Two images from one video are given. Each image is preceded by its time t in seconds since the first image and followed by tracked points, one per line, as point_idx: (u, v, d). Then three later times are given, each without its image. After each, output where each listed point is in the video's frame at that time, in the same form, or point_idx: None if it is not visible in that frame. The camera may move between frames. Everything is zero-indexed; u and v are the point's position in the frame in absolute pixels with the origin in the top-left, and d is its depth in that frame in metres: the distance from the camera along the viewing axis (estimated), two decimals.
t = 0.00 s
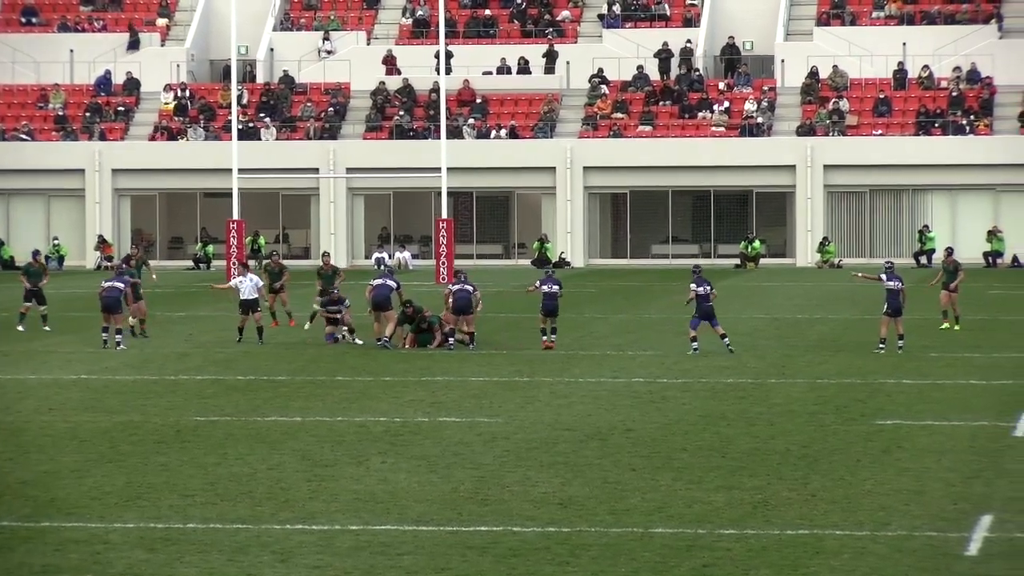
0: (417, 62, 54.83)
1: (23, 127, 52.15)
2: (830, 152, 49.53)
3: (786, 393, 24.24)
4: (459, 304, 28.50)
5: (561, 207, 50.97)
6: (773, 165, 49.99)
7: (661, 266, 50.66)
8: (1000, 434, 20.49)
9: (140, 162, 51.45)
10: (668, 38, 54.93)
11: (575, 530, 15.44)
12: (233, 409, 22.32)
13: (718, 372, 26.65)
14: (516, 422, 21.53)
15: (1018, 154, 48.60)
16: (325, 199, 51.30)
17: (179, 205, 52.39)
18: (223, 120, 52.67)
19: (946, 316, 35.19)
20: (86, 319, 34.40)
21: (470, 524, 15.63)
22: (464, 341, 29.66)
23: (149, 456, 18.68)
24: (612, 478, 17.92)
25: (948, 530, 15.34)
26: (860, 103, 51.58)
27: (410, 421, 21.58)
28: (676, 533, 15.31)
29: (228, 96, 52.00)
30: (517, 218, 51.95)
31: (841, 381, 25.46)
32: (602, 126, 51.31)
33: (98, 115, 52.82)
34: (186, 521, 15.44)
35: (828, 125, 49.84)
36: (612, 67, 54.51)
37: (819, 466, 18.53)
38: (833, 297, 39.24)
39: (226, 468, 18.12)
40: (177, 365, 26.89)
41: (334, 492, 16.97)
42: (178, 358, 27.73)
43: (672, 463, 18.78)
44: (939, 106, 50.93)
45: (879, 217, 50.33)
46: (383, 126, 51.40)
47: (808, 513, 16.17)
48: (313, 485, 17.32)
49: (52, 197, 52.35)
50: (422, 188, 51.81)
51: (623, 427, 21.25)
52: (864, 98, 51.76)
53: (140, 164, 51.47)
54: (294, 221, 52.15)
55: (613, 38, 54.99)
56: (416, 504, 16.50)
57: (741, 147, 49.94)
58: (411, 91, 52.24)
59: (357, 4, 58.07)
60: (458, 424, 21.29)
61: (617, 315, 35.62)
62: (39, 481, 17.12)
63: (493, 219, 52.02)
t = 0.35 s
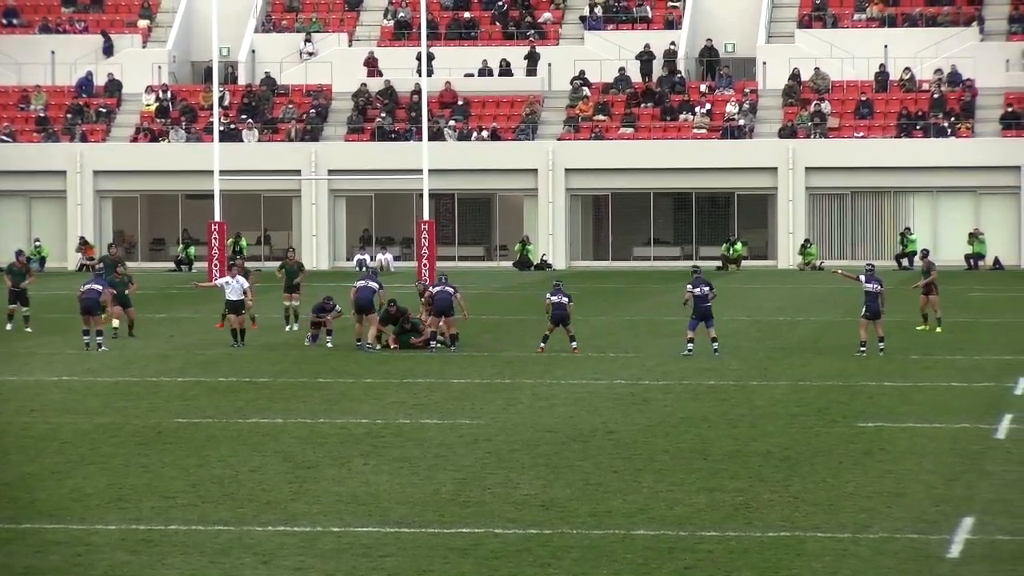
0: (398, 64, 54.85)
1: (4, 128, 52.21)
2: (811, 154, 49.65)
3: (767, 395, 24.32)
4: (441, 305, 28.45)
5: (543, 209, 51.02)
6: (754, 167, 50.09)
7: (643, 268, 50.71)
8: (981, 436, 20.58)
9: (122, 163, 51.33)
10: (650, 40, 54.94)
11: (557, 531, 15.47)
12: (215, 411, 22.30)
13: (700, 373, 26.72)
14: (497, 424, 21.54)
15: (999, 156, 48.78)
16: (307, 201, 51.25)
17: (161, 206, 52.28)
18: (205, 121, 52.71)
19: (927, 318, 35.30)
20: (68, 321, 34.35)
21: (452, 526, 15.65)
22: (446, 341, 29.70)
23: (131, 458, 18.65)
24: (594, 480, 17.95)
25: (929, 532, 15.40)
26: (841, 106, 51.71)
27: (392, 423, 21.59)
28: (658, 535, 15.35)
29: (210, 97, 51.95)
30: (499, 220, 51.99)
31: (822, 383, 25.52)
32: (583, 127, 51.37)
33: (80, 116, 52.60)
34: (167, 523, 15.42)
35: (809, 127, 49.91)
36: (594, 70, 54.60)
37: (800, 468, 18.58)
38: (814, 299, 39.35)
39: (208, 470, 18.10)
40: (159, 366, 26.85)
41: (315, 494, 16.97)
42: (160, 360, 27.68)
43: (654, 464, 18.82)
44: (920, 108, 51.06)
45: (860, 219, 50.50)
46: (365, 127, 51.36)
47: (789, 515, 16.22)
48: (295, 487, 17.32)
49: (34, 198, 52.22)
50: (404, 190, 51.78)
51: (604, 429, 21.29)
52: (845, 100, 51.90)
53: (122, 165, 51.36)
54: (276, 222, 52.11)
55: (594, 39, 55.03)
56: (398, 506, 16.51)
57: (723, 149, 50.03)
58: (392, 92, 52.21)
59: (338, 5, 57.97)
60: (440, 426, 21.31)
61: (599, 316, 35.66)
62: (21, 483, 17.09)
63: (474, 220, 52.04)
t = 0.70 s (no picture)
0: (387, 66, 54.81)
1: None
2: (800, 156, 49.72)
3: (756, 397, 24.33)
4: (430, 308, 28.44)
5: (532, 211, 51.03)
6: (742, 169, 50.13)
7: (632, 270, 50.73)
8: (970, 438, 20.61)
9: (111, 165, 51.25)
10: (639, 42, 55.00)
11: (546, 533, 15.47)
12: (204, 413, 22.27)
13: (688, 375, 26.72)
14: (486, 426, 21.53)
15: (987, 158, 48.89)
16: (296, 204, 51.21)
17: (150, 208, 52.18)
18: (194, 123, 52.71)
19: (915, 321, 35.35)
20: (56, 323, 34.28)
21: (442, 528, 15.64)
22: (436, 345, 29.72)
23: (120, 460, 18.62)
24: (583, 482, 17.94)
25: (919, 534, 15.42)
26: (830, 107, 51.75)
27: (380, 425, 21.57)
28: (648, 537, 15.35)
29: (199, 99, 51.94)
30: (488, 222, 51.99)
31: (812, 385, 25.54)
32: (572, 129, 51.42)
33: (69, 118, 52.51)
34: (157, 525, 15.40)
35: (799, 129, 50.09)
36: (583, 72, 54.63)
37: (789, 470, 18.60)
38: (802, 301, 39.39)
39: (196, 472, 18.07)
40: (148, 369, 26.80)
41: (304, 496, 16.95)
42: (148, 362, 27.64)
43: (643, 467, 18.82)
44: (909, 110, 51.14)
45: (849, 221, 50.59)
46: (355, 129, 51.33)
47: (778, 517, 16.23)
48: (284, 489, 17.30)
49: (23, 200, 52.08)
50: (393, 192, 51.76)
51: (594, 431, 21.29)
52: (834, 102, 51.97)
53: (111, 167, 51.27)
54: (265, 224, 52.08)
55: (584, 41, 55.11)
56: (386, 508, 16.49)
57: (712, 151, 50.07)
58: (382, 95, 52.19)
59: (327, 8, 58.00)
60: (429, 428, 21.30)
61: (588, 319, 35.65)
62: (8, 485, 17.05)
63: (464, 222, 52.04)
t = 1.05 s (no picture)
0: (384, 70, 54.72)
1: None
2: (795, 159, 49.76)
3: (752, 401, 24.32)
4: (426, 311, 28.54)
5: (528, 214, 51.05)
6: (737, 173, 50.16)
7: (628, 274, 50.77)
8: (966, 441, 20.61)
9: (107, 169, 51.24)
10: (635, 46, 55.05)
11: (542, 537, 15.46)
12: (199, 417, 22.25)
13: (684, 379, 26.72)
14: (482, 430, 21.52)
15: (983, 161, 48.95)
16: (291, 207, 51.20)
17: (146, 212, 52.19)
18: (189, 127, 52.67)
19: (911, 324, 35.37)
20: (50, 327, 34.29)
21: (437, 531, 15.64)
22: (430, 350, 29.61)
23: (116, 464, 18.60)
24: (579, 486, 17.93)
25: (914, 538, 15.42)
26: (826, 111, 51.78)
27: (376, 428, 21.56)
28: (644, 541, 15.35)
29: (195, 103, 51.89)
30: (485, 226, 51.97)
31: (808, 389, 25.54)
32: (568, 133, 51.49)
33: (64, 122, 52.53)
34: (152, 529, 15.38)
35: (794, 133, 50.09)
36: (579, 75, 54.61)
37: (785, 473, 18.60)
38: (797, 305, 39.40)
39: (192, 476, 18.06)
40: (143, 372, 26.79)
41: (300, 500, 16.93)
42: (144, 366, 27.64)
43: (639, 470, 18.82)
44: (905, 114, 51.17)
45: (845, 225, 50.62)
46: (350, 133, 51.39)
47: (774, 521, 16.23)
48: (280, 493, 17.28)
49: (19, 205, 52.15)
50: (389, 196, 51.75)
51: (589, 434, 21.30)
52: (830, 106, 51.99)
53: (107, 171, 51.26)
54: (261, 228, 52.07)
55: (581, 45, 55.26)
56: (382, 512, 16.48)
57: (708, 154, 50.09)
58: (378, 98, 52.25)
59: (323, 12, 58.03)
60: (425, 432, 21.28)
61: (584, 322, 35.67)
62: (2, 489, 17.03)
63: (460, 226, 52.03)
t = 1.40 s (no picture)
0: (376, 73, 54.77)
1: None
2: (787, 162, 49.79)
3: (744, 404, 24.34)
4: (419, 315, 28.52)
5: (520, 217, 51.07)
6: (729, 176, 50.20)
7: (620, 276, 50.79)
8: (958, 445, 20.64)
9: (99, 172, 51.24)
10: (628, 49, 55.07)
11: (534, 540, 15.47)
12: (191, 420, 22.24)
13: (676, 382, 26.72)
14: (475, 433, 21.53)
15: (974, 165, 49.01)
16: (284, 210, 51.19)
17: (138, 215, 52.07)
18: (182, 130, 52.73)
19: (903, 327, 35.40)
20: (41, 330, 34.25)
21: (430, 534, 15.64)
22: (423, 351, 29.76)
23: (108, 467, 18.59)
24: (572, 489, 17.94)
25: (906, 540, 15.44)
26: (818, 114, 51.86)
27: (369, 431, 21.56)
28: (637, 543, 15.36)
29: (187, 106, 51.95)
30: (477, 229, 51.96)
31: (800, 392, 25.57)
32: (560, 136, 51.49)
33: (58, 125, 52.57)
34: (145, 532, 15.37)
35: (786, 136, 50.11)
36: (571, 78, 54.74)
37: (777, 476, 18.62)
38: (789, 308, 39.41)
39: (185, 479, 18.06)
40: (135, 375, 26.76)
41: (293, 502, 16.93)
42: (137, 369, 27.61)
43: (631, 473, 18.83)
44: (897, 117, 51.20)
45: (838, 228, 50.63)
46: (343, 136, 51.22)
47: (766, 523, 16.26)
48: (273, 496, 17.27)
49: (11, 207, 52.14)
50: (381, 199, 51.77)
51: (582, 437, 21.31)
52: (822, 109, 52.04)
53: (99, 174, 51.26)
54: (253, 231, 52.05)
55: (574, 49, 55.08)
56: (375, 514, 16.48)
57: (700, 157, 50.12)
58: (370, 101, 52.24)
59: (315, 15, 58.01)
60: (418, 435, 21.28)
61: (576, 325, 35.68)
62: None
63: (453, 229, 52.03)
